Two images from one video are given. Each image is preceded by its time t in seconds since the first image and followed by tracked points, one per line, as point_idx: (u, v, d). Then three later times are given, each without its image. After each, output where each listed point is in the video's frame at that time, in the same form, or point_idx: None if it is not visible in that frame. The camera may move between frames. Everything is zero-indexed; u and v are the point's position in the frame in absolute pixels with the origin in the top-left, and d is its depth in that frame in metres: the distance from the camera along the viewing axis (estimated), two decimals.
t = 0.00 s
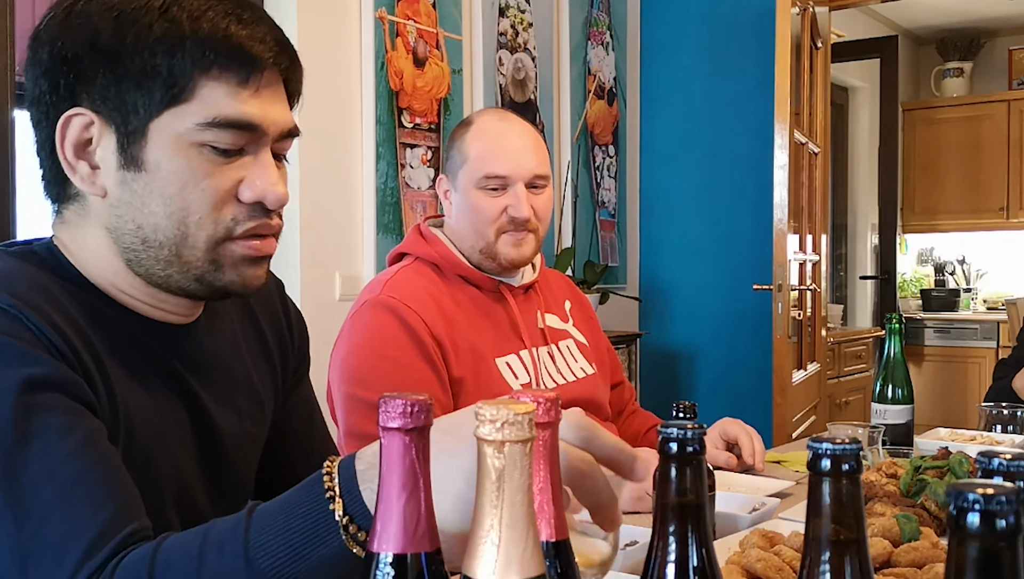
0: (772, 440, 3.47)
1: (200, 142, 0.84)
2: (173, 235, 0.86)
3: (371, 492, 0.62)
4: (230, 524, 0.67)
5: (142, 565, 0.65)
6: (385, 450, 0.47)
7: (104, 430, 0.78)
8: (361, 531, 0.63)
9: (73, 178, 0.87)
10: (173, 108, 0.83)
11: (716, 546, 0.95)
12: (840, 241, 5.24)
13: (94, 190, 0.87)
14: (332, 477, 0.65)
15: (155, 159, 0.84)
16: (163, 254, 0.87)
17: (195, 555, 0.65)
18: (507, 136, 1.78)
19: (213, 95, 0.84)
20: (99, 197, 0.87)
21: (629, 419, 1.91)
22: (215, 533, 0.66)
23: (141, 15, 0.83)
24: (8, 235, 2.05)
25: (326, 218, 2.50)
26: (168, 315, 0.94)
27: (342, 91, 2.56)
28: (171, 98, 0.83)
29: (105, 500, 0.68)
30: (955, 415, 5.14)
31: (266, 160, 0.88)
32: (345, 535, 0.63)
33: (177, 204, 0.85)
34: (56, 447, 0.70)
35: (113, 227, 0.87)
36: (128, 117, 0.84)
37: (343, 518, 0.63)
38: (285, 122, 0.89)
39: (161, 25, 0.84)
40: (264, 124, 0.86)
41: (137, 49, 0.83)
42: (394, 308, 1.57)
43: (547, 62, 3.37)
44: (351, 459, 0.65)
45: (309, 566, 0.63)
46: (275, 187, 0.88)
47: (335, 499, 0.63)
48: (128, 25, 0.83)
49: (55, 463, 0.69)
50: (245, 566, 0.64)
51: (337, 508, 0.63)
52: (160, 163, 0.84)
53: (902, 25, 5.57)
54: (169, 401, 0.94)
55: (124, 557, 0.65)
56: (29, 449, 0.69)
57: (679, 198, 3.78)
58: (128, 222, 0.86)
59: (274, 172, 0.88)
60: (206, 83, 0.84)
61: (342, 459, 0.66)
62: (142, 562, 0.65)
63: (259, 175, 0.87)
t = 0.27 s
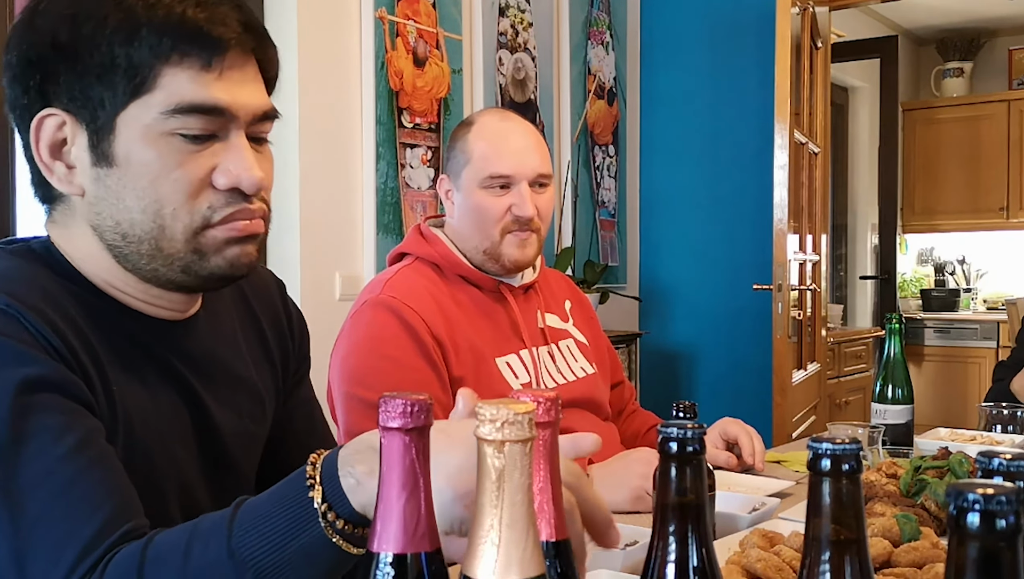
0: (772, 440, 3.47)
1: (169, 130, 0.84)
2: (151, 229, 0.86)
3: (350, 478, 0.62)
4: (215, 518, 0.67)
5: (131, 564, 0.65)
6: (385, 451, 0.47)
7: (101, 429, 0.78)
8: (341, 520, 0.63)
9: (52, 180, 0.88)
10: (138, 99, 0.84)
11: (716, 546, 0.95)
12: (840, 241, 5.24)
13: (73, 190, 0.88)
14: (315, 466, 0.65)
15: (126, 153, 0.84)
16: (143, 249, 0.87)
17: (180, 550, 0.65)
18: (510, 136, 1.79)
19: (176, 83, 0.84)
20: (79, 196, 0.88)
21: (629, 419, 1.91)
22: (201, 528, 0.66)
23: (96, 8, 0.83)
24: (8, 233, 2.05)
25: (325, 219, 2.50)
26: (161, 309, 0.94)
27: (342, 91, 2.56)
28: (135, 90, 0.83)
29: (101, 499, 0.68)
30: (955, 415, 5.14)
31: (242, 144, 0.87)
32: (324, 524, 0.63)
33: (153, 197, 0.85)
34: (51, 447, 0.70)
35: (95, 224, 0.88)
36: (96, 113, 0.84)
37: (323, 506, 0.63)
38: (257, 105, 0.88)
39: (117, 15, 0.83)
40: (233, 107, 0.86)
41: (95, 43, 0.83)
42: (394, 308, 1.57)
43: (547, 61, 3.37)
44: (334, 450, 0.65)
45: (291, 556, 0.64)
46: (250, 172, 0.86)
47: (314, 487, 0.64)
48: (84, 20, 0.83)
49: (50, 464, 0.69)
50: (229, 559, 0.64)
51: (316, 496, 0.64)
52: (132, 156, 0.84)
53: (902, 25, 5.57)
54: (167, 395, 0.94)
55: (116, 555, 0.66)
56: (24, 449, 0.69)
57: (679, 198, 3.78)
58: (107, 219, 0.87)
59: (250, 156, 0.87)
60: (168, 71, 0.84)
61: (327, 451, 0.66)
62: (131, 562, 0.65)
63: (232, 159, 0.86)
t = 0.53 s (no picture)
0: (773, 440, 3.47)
1: (136, 113, 0.85)
2: (133, 217, 0.87)
3: (362, 489, 0.62)
4: (225, 521, 0.67)
5: (138, 564, 0.65)
6: (385, 451, 0.47)
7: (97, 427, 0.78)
8: (351, 530, 0.62)
9: (26, 182, 0.89)
10: (100, 88, 0.85)
11: (716, 546, 0.95)
12: (840, 241, 5.24)
13: (46, 189, 0.88)
14: (328, 476, 0.65)
15: (94, 143, 0.85)
16: (128, 239, 0.88)
17: (190, 551, 0.65)
18: (515, 136, 1.80)
19: (134, 64, 0.85)
20: (54, 195, 0.89)
21: (629, 419, 1.92)
22: (211, 530, 0.67)
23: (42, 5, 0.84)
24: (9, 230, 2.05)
25: (325, 219, 2.50)
26: (150, 301, 0.94)
27: (342, 91, 2.56)
28: (94, 79, 0.84)
29: (100, 498, 0.68)
30: (955, 415, 5.14)
31: (208, 118, 0.89)
32: (334, 533, 0.63)
33: (130, 184, 0.86)
34: (51, 445, 0.70)
35: (74, 220, 0.88)
36: (61, 108, 0.85)
37: (334, 515, 0.63)
38: (215, 78, 0.90)
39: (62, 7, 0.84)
40: (193, 82, 0.87)
41: (46, 39, 0.84)
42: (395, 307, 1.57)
43: (547, 61, 3.37)
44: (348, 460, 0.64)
45: (299, 563, 0.64)
46: (221, 147, 0.88)
47: (326, 495, 0.64)
48: (30, 17, 0.83)
49: (49, 463, 0.69)
50: (237, 561, 0.64)
51: (327, 504, 0.63)
52: (102, 145, 0.85)
53: (902, 25, 5.57)
54: (160, 393, 0.94)
55: (120, 555, 0.66)
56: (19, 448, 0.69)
57: (679, 198, 3.78)
58: (86, 213, 0.87)
59: (218, 130, 0.89)
60: (125, 55, 0.85)
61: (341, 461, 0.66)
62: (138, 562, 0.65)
63: (203, 136, 0.87)
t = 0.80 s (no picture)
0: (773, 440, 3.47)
1: (120, 115, 0.83)
2: (119, 220, 0.85)
3: (369, 499, 0.63)
4: (230, 524, 0.68)
5: (142, 562, 0.65)
6: (385, 451, 0.47)
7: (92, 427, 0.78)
8: (355, 539, 0.63)
9: (17, 184, 0.88)
10: (84, 90, 0.83)
11: (715, 546, 0.95)
12: (840, 241, 5.23)
13: (37, 191, 0.87)
14: (338, 486, 0.66)
15: (80, 146, 0.84)
16: (115, 242, 0.86)
17: (194, 552, 0.66)
18: (518, 135, 1.81)
19: (117, 66, 0.83)
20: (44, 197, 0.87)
21: (629, 419, 1.92)
22: (217, 532, 0.67)
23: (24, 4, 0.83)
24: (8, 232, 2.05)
25: (326, 218, 2.50)
26: (142, 300, 0.95)
27: (342, 90, 2.55)
28: (77, 81, 0.83)
29: (97, 497, 0.68)
30: (955, 415, 5.14)
31: (195, 118, 0.87)
32: (337, 542, 0.63)
33: (115, 187, 0.84)
34: (48, 444, 0.70)
35: (63, 223, 0.87)
36: (47, 110, 0.84)
37: (339, 523, 0.64)
38: (202, 76, 0.88)
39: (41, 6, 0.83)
40: (179, 83, 0.86)
41: (29, 40, 0.83)
42: (395, 307, 1.57)
43: (547, 62, 3.37)
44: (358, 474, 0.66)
45: (301, 569, 0.64)
46: (207, 146, 0.86)
47: (334, 503, 0.65)
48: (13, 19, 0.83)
49: (45, 461, 0.69)
50: (240, 564, 0.65)
51: (335, 512, 0.64)
52: (87, 148, 0.83)
53: (902, 25, 5.58)
54: (150, 395, 0.93)
55: (122, 555, 0.66)
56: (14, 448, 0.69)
57: (679, 198, 3.78)
58: (74, 215, 0.86)
59: (204, 129, 0.87)
60: (108, 56, 0.83)
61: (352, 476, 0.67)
62: (141, 560, 0.65)
63: (188, 135, 0.85)
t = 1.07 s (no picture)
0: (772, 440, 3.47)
1: (104, 122, 0.83)
2: (104, 226, 0.85)
3: (360, 498, 0.63)
4: (224, 524, 0.68)
5: (135, 561, 0.65)
6: (385, 450, 0.47)
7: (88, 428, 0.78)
8: (346, 537, 0.63)
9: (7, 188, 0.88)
10: (69, 97, 0.83)
11: (715, 547, 0.95)
12: (840, 241, 5.23)
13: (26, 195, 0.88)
14: (328, 484, 0.66)
15: (66, 152, 0.83)
16: (102, 246, 0.86)
17: (186, 551, 0.66)
18: (522, 133, 1.82)
19: (100, 73, 0.83)
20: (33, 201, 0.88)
21: (629, 417, 1.92)
22: (209, 532, 0.67)
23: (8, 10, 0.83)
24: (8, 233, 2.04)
25: (325, 218, 2.50)
26: (139, 301, 0.95)
27: (341, 90, 2.55)
28: (62, 88, 0.83)
29: (93, 497, 0.68)
30: (955, 415, 5.14)
31: (181, 123, 0.86)
32: (329, 540, 0.64)
33: (101, 193, 0.84)
34: (43, 444, 0.70)
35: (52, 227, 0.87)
36: (32, 117, 0.84)
37: (330, 521, 0.64)
38: (189, 81, 0.87)
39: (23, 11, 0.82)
40: (164, 89, 0.85)
41: (13, 47, 0.83)
42: (394, 306, 1.57)
43: (547, 62, 3.37)
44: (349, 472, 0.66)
45: (293, 567, 0.64)
46: (192, 153, 0.85)
47: (325, 501, 0.65)
48: None
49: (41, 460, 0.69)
50: (232, 564, 0.65)
51: (325, 510, 0.64)
52: (73, 155, 0.83)
53: (902, 25, 5.58)
54: (146, 397, 0.94)
55: (116, 554, 0.66)
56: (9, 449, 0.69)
57: (679, 198, 3.78)
58: (61, 221, 0.86)
59: (191, 134, 0.86)
60: (91, 63, 0.82)
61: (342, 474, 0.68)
62: (135, 559, 0.65)
63: (174, 141, 0.85)
